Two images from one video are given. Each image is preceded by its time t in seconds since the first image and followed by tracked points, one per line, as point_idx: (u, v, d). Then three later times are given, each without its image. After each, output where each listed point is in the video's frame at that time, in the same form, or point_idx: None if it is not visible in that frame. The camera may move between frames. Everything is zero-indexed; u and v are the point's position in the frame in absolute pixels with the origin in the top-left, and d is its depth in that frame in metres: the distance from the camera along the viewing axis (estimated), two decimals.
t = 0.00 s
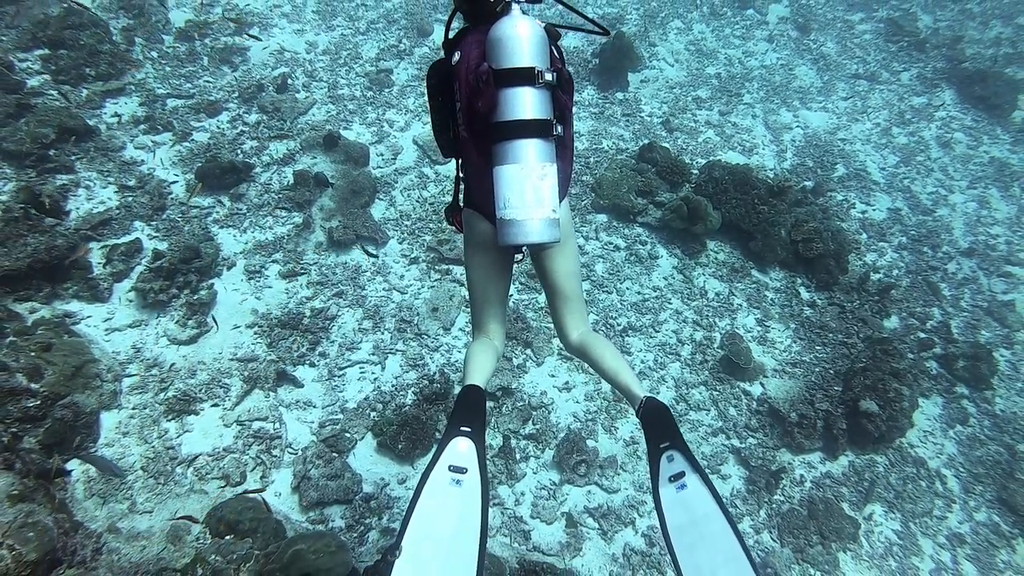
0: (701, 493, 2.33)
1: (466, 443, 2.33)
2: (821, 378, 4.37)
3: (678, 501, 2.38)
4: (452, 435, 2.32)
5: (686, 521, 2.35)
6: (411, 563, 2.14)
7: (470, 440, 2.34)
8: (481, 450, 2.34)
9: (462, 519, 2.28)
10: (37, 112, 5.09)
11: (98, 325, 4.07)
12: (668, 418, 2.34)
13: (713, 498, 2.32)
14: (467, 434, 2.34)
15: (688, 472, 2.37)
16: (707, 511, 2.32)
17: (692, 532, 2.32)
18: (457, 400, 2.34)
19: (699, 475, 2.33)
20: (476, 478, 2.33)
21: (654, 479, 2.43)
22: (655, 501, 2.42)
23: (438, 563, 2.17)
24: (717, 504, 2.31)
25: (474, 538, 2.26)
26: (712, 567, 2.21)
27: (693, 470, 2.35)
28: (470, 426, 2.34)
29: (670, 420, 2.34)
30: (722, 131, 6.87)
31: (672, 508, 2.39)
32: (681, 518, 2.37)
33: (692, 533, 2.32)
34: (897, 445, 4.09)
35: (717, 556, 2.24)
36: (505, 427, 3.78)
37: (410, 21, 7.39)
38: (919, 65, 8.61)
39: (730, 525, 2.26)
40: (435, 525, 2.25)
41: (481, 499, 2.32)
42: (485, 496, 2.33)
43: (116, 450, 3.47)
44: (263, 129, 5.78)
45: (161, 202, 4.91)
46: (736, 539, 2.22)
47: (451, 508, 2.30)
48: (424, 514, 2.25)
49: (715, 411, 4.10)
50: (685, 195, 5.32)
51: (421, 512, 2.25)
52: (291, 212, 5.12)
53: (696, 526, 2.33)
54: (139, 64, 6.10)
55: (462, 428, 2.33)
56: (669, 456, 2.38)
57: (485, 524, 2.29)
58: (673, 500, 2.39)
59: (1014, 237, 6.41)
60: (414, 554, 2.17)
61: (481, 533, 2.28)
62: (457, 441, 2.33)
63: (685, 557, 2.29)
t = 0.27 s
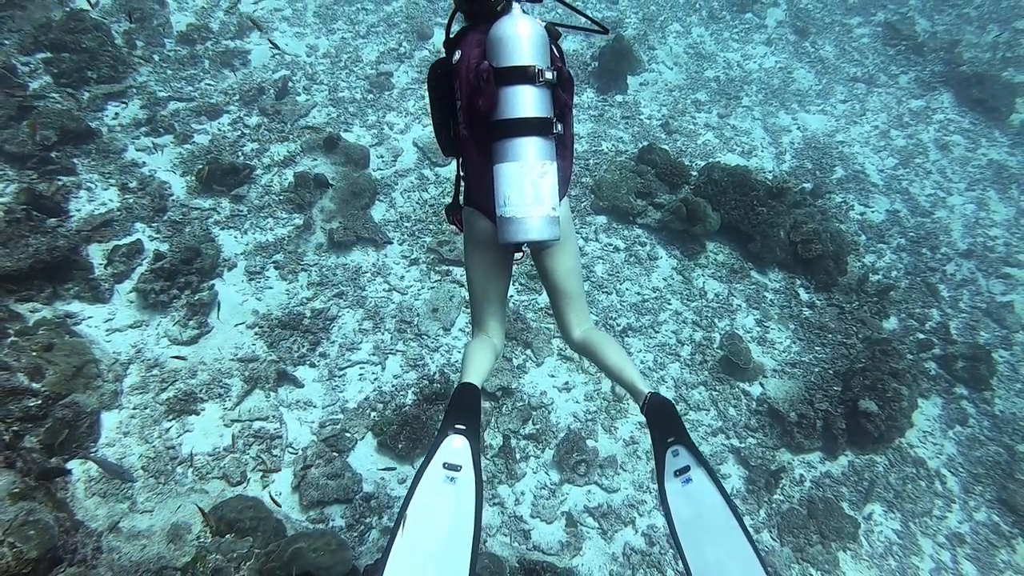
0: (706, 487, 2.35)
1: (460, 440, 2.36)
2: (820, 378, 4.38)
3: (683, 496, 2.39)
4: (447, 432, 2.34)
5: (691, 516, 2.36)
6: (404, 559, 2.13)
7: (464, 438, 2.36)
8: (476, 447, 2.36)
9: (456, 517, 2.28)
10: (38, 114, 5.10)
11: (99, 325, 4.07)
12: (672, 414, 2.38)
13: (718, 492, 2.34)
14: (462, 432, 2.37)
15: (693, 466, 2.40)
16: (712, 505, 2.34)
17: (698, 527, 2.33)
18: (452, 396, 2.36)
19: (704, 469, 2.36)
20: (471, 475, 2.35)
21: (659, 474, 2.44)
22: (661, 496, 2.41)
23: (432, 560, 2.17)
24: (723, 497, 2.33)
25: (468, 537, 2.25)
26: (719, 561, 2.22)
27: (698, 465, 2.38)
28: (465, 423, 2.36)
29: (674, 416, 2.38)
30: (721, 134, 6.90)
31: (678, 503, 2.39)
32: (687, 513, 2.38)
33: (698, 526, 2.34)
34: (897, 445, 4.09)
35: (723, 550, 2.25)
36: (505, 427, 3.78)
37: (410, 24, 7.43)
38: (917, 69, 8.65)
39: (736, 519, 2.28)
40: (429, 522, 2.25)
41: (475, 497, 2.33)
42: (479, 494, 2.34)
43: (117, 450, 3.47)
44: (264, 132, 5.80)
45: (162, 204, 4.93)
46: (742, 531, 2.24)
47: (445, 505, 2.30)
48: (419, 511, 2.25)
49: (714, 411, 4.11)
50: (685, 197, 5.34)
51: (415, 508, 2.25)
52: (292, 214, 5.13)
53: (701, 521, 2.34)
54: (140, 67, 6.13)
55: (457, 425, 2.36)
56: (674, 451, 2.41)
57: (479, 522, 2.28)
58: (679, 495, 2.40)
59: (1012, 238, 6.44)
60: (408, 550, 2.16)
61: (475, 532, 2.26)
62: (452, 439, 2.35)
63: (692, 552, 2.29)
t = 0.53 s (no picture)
0: (713, 479, 2.40)
1: (455, 436, 2.39)
2: (820, 378, 4.39)
3: (690, 488, 2.45)
4: (441, 427, 2.38)
5: (699, 507, 2.42)
6: (397, 553, 2.17)
7: (459, 433, 2.39)
8: (470, 442, 2.38)
9: (450, 511, 2.30)
10: (41, 117, 5.13)
11: (101, 326, 4.08)
12: (677, 408, 2.41)
13: (725, 483, 2.38)
14: (457, 427, 2.40)
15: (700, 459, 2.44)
16: (720, 496, 2.39)
17: (706, 518, 2.39)
18: (446, 392, 2.40)
19: (710, 462, 2.40)
20: (465, 470, 2.37)
21: (666, 467, 2.50)
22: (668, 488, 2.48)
23: (424, 554, 2.20)
24: (729, 489, 2.37)
25: (461, 532, 2.26)
26: (727, 551, 2.28)
27: (704, 457, 2.42)
28: (459, 418, 2.40)
29: (679, 410, 2.41)
30: (720, 137, 6.93)
31: (686, 495, 2.45)
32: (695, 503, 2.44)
33: (705, 516, 2.40)
34: (897, 445, 4.10)
35: (730, 540, 2.31)
36: (505, 426, 3.79)
37: (410, 28, 7.47)
38: (915, 72, 8.70)
39: (744, 509, 2.32)
40: (423, 517, 2.28)
41: (469, 493, 2.34)
42: (473, 490, 2.35)
43: (118, 449, 3.47)
44: (265, 135, 5.83)
45: (164, 206, 4.95)
46: (749, 523, 2.28)
47: (439, 500, 2.33)
48: (412, 506, 2.29)
49: (714, 411, 4.11)
50: (684, 198, 5.36)
51: (409, 503, 2.29)
52: (293, 215, 5.15)
53: (709, 511, 2.40)
54: (143, 71, 6.17)
55: (451, 421, 2.39)
56: (680, 444, 2.45)
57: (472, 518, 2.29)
58: (686, 487, 2.46)
59: (1011, 240, 6.46)
60: (401, 544, 2.20)
61: (468, 527, 2.28)
62: (446, 434, 2.39)
63: (700, 543, 2.36)
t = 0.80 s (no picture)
0: (716, 469, 2.52)
1: (449, 429, 2.44)
2: (819, 377, 4.40)
3: (695, 478, 2.58)
4: (435, 421, 2.43)
5: (704, 496, 2.56)
6: (392, 542, 2.27)
7: (453, 426, 2.44)
8: (464, 436, 2.43)
9: (443, 501, 2.39)
10: (42, 120, 5.15)
11: (102, 326, 4.09)
12: (679, 403, 2.52)
13: (728, 472, 2.50)
14: (451, 421, 2.45)
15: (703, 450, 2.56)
16: (725, 484, 2.52)
17: (711, 505, 2.54)
18: (442, 386, 2.43)
19: (714, 452, 2.52)
20: (458, 462, 2.43)
21: (670, 459, 2.61)
22: (674, 480, 2.60)
23: (418, 543, 2.30)
24: (733, 477, 2.50)
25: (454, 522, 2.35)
26: (733, 535, 2.45)
27: (707, 448, 2.54)
28: (453, 412, 2.44)
29: (681, 404, 2.52)
30: (718, 138, 6.96)
31: (691, 485, 2.59)
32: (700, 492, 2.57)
33: (710, 504, 2.54)
34: (896, 444, 4.11)
35: (737, 526, 2.46)
36: (505, 425, 3.80)
37: (410, 32, 7.51)
38: (913, 75, 8.75)
39: (750, 496, 2.46)
40: (418, 507, 2.36)
41: (462, 484, 2.41)
42: (466, 482, 2.42)
43: (119, 448, 3.47)
44: (266, 137, 5.85)
45: (164, 207, 4.96)
46: (755, 509, 2.43)
47: (434, 491, 2.40)
48: (408, 497, 2.36)
49: (714, 410, 4.12)
50: (684, 199, 5.38)
51: (405, 494, 2.37)
52: (294, 216, 5.17)
53: (714, 499, 2.54)
54: (144, 74, 6.20)
55: (446, 415, 2.44)
56: (684, 437, 2.57)
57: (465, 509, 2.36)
58: (691, 477, 2.59)
59: (1009, 241, 6.48)
60: (396, 533, 2.30)
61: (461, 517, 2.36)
62: (441, 427, 2.44)
63: (707, 530, 2.51)
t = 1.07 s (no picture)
0: (718, 460, 2.54)
1: (446, 421, 2.46)
2: (818, 375, 4.41)
3: (697, 470, 2.59)
4: (433, 412, 2.45)
5: (706, 487, 2.57)
6: (386, 532, 2.26)
7: (450, 418, 2.47)
8: (461, 428, 2.47)
9: (440, 492, 2.40)
10: (42, 122, 5.15)
11: (102, 326, 4.10)
12: (678, 397, 2.57)
13: (730, 462, 2.52)
14: (448, 412, 2.47)
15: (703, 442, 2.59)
16: (726, 475, 2.54)
17: (714, 496, 2.55)
18: (441, 378, 2.46)
19: (714, 443, 2.55)
20: (455, 454, 2.46)
21: (671, 453, 2.64)
22: (676, 473, 2.62)
23: (412, 533, 2.30)
24: (734, 467, 2.53)
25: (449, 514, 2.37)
26: (737, 525, 2.47)
27: (707, 439, 2.57)
28: (451, 404, 2.47)
29: (680, 398, 2.57)
30: (716, 139, 6.99)
31: (693, 477, 2.60)
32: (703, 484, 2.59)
33: (713, 496, 2.56)
34: (895, 441, 4.12)
35: (741, 515, 2.48)
36: (505, 423, 3.80)
37: (409, 34, 7.54)
38: (909, 76, 8.80)
39: (752, 485, 2.49)
40: (413, 497, 2.37)
41: (458, 477, 2.43)
42: (461, 475, 2.43)
43: (119, 447, 3.48)
44: (266, 138, 5.86)
45: (165, 207, 4.97)
46: (757, 498, 2.46)
47: (429, 482, 2.41)
48: (403, 487, 2.37)
49: (714, 407, 4.12)
50: (682, 198, 5.40)
51: (401, 484, 2.37)
52: (294, 217, 5.18)
53: (716, 490, 2.56)
54: (144, 76, 6.22)
55: (444, 406, 2.46)
56: (684, 430, 2.60)
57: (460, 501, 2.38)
58: (693, 470, 2.60)
59: (1006, 240, 6.51)
60: (393, 524, 2.29)
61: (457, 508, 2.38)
62: (438, 419, 2.46)
63: (712, 521, 2.53)
